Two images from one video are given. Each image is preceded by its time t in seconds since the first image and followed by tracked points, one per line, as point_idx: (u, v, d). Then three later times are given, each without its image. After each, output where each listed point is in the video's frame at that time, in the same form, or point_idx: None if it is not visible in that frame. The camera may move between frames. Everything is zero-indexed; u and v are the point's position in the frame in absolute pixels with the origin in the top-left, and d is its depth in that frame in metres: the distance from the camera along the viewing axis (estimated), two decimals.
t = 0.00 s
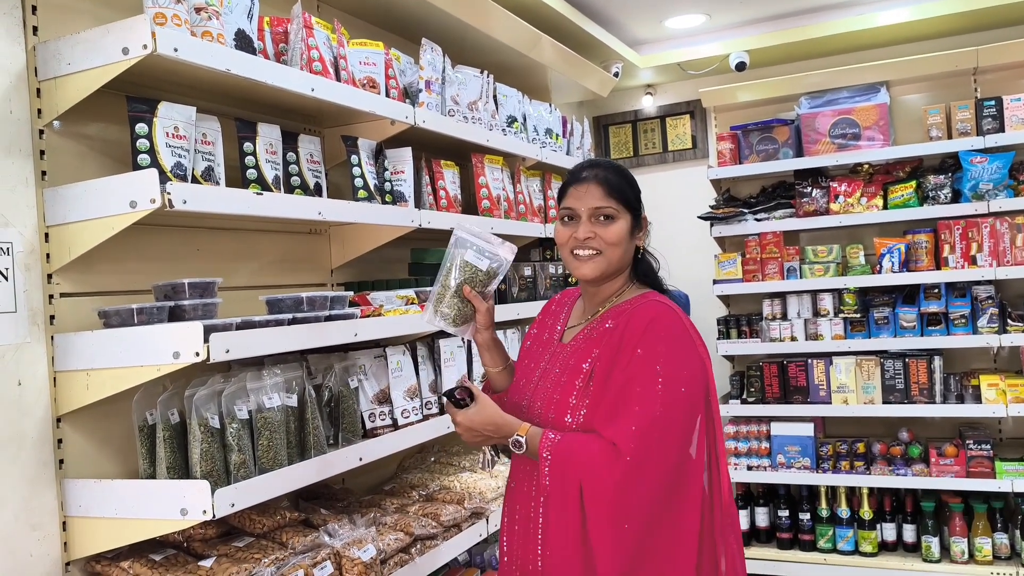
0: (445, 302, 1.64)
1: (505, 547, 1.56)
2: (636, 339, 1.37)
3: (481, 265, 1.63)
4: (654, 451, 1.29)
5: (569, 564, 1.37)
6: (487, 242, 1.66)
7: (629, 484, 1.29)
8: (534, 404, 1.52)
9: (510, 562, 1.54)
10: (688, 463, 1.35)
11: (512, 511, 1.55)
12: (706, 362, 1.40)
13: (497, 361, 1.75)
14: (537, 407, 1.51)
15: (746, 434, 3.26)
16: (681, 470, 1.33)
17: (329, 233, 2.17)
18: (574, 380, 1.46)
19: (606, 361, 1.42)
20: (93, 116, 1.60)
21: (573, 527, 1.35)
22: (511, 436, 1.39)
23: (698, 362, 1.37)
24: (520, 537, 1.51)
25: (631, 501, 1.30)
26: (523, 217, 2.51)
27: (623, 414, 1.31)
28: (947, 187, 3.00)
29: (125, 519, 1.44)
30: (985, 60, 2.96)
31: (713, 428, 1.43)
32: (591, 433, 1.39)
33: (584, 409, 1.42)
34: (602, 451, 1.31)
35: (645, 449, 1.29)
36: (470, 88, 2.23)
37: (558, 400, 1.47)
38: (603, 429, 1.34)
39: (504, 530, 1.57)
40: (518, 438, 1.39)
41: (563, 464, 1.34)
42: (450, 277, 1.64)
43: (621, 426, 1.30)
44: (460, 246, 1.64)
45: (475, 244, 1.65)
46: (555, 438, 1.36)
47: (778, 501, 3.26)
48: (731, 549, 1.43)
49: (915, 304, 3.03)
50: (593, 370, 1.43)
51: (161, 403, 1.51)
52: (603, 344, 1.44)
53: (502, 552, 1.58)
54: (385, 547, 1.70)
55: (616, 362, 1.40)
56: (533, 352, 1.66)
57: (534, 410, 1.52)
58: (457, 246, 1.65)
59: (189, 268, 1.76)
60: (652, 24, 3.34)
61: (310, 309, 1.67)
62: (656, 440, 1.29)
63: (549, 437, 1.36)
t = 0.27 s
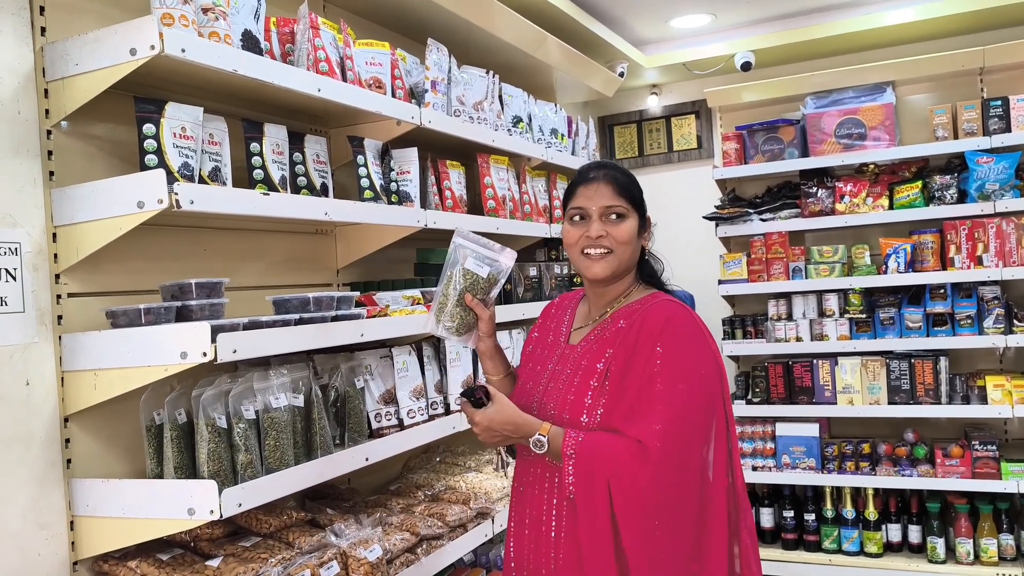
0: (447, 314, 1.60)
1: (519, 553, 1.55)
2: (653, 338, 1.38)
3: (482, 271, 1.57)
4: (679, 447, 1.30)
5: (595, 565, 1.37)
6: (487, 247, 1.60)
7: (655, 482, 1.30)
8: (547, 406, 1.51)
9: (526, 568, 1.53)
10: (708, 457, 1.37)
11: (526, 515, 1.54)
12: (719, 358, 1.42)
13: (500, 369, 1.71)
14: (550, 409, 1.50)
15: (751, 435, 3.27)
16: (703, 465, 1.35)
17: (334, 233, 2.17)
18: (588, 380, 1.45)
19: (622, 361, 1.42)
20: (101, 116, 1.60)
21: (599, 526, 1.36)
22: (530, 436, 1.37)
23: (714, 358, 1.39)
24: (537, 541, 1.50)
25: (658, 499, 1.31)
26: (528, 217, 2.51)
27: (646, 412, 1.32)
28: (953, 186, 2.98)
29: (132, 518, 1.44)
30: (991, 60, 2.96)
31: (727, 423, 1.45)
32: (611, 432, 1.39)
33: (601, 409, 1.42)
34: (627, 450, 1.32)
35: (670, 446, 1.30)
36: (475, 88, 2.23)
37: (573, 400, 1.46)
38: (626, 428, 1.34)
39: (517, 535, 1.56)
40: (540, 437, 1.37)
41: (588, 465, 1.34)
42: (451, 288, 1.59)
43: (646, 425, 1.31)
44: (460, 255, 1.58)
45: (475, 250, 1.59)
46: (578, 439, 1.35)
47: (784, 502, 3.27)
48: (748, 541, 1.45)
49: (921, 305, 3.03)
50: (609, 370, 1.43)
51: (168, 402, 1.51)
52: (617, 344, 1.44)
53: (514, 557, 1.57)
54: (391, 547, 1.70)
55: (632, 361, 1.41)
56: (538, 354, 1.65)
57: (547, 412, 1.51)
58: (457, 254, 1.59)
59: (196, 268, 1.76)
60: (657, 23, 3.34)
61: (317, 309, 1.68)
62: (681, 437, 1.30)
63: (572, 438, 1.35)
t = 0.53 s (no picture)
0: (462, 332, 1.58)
1: (531, 554, 1.55)
2: (663, 336, 1.38)
3: (488, 284, 1.58)
4: (693, 444, 1.31)
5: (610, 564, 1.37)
6: (491, 256, 1.59)
7: (669, 480, 1.31)
8: (556, 407, 1.52)
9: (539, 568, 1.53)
10: (721, 452, 1.37)
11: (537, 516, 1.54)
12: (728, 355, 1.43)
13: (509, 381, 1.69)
14: (560, 410, 1.50)
15: (757, 435, 3.27)
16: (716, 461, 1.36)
17: (342, 233, 2.18)
18: (598, 379, 1.46)
19: (632, 359, 1.42)
20: (111, 117, 1.61)
21: (614, 525, 1.36)
22: (543, 435, 1.37)
23: (724, 355, 1.40)
24: (549, 542, 1.50)
25: (673, 496, 1.32)
26: (535, 218, 2.52)
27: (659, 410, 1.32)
28: (959, 186, 2.98)
29: (142, 518, 1.45)
30: (998, 61, 2.95)
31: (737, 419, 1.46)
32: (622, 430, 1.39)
33: (612, 409, 1.43)
34: (641, 448, 1.32)
35: (683, 443, 1.30)
36: (482, 89, 2.23)
37: (583, 400, 1.46)
38: (639, 426, 1.35)
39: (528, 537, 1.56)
40: (552, 435, 1.37)
41: (601, 464, 1.34)
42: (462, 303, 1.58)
43: (659, 423, 1.32)
44: (467, 267, 1.58)
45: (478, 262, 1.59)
46: (590, 438, 1.35)
47: (790, 502, 3.27)
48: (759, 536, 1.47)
49: (928, 306, 3.03)
50: (618, 369, 1.43)
51: (178, 402, 1.52)
52: (626, 343, 1.44)
53: (524, 558, 1.57)
54: (398, 547, 1.71)
55: (643, 359, 1.41)
56: (544, 356, 1.65)
57: (557, 413, 1.51)
58: (463, 267, 1.58)
59: (205, 269, 1.77)
60: (663, 24, 3.34)
61: (325, 309, 1.68)
62: (694, 434, 1.31)
63: (585, 436, 1.36)
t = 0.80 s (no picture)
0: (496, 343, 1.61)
1: (536, 554, 1.55)
2: (666, 336, 1.38)
3: (493, 300, 1.72)
4: (695, 445, 1.31)
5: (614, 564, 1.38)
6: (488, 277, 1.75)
7: (672, 480, 1.31)
8: (560, 408, 1.52)
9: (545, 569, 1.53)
10: (724, 452, 1.37)
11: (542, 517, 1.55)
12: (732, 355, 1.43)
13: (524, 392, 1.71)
14: (564, 411, 1.51)
15: (762, 436, 3.27)
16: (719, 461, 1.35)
17: (348, 234, 2.18)
18: (601, 380, 1.46)
19: (634, 360, 1.42)
20: (118, 117, 1.61)
21: (617, 525, 1.36)
22: (546, 434, 1.39)
23: (727, 355, 1.39)
24: (555, 543, 1.50)
25: (676, 496, 1.31)
26: (540, 218, 2.52)
27: (661, 410, 1.32)
28: (966, 186, 2.98)
29: (150, 517, 1.45)
30: (1005, 60, 2.94)
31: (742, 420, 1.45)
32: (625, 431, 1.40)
33: (616, 409, 1.43)
34: (644, 448, 1.32)
35: (686, 443, 1.30)
36: (488, 89, 2.23)
37: (587, 401, 1.46)
38: (641, 426, 1.35)
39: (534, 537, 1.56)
40: (555, 434, 1.39)
41: (603, 463, 1.35)
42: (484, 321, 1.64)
43: (661, 423, 1.32)
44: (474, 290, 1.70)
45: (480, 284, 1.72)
46: (593, 438, 1.36)
47: (795, 503, 3.27)
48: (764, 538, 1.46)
49: (934, 306, 3.03)
50: (622, 370, 1.43)
51: (185, 402, 1.52)
52: (629, 343, 1.44)
53: (530, 560, 1.57)
54: (404, 546, 1.71)
55: (645, 360, 1.41)
56: (547, 358, 1.65)
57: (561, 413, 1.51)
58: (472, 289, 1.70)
59: (212, 268, 1.78)
60: (668, 24, 3.34)
61: (331, 309, 1.69)
62: (697, 435, 1.31)
63: (588, 436, 1.36)
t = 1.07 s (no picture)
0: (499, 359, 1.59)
1: (535, 557, 1.55)
2: (664, 340, 1.38)
3: (492, 313, 1.64)
4: (691, 449, 1.30)
5: (611, 568, 1.38)
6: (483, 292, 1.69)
7: (667, 485, 1.31)
8: (559, 411, 1.52)
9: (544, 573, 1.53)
10: (721, 456, 1.36)
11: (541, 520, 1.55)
12: (730, 359, 1.42)
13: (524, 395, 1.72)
14: (563, 414, 1.51)
15: (766, 437, 3.27)
16: (715, 465, 1.35)
17: (351, 235, 2.18)
18: (600, 384, 1.46)
19: (632, 364, 1.43)
20: (121, 119, 1.62)
21: (614, 528, 1.36)
22: (543, 447, 1.41)
23: (724, 359, 1.39)
24: (554, 546, 1.51)
25: (672, 501, 1.31)
26: (543, 219, 2.52)
27: (657, 414, 1.32)
28: (969, 188, 2.97)
29: (153, 518, 1.46)
30: (1009, 61, 2.94)
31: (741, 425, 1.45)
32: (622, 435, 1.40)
33: (613, 413, 1.43)
34: (640, 453, 1.32)
35: (681, 448, 1.30)
36: (490, 90, 2.24)
37: (585, 405, 1.47)
38: (637, 430, 1.35)
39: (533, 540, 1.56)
40: (547, 448, 1.41)
41: (600, 467, 1.35)
42: (486, 339, 1.59)
43: (656, 427, 1.31)
44: (474, 307, 1.63)
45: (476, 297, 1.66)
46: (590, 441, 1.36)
47: (798, 504, 3.26)
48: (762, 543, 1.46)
49: (938, 307, 3.02)
50: (620, 374, 1.44)
51: (188, 403, 1.53)
52: (628, 347, 1.45)
53: (530, 562, 1.57)
54: (407, 548, 1.71)
55: (643, 364, 1.41)
56: (548, 360, 1.66)
57: (560, 416, 1.52)
58: (471, 306, 1.63)
59: (215, 270, 1.78)
60: (671, 24, 3.34)
61: (334, 311, 1.69)
62: (693, 439, 1.30)
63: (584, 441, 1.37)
